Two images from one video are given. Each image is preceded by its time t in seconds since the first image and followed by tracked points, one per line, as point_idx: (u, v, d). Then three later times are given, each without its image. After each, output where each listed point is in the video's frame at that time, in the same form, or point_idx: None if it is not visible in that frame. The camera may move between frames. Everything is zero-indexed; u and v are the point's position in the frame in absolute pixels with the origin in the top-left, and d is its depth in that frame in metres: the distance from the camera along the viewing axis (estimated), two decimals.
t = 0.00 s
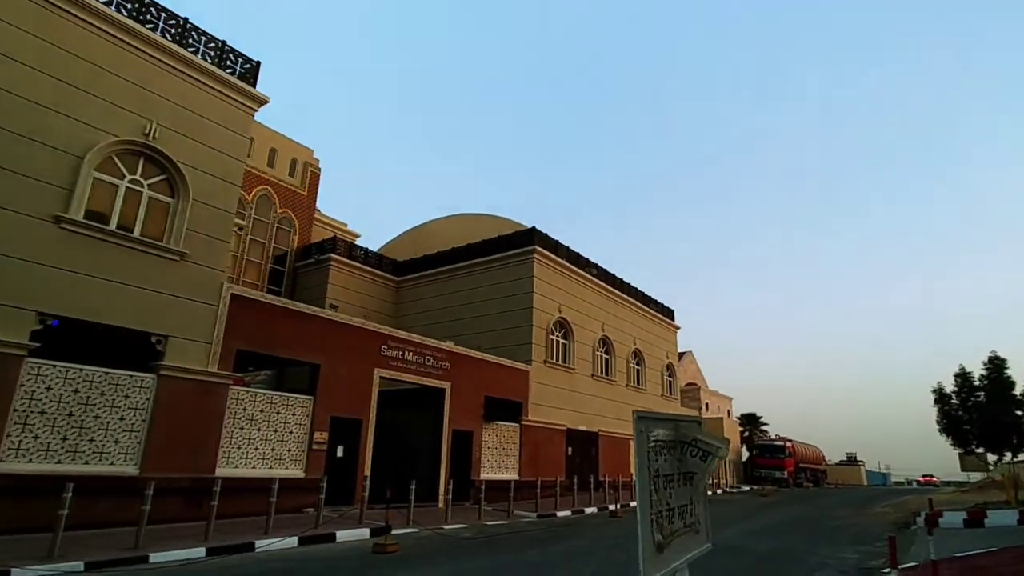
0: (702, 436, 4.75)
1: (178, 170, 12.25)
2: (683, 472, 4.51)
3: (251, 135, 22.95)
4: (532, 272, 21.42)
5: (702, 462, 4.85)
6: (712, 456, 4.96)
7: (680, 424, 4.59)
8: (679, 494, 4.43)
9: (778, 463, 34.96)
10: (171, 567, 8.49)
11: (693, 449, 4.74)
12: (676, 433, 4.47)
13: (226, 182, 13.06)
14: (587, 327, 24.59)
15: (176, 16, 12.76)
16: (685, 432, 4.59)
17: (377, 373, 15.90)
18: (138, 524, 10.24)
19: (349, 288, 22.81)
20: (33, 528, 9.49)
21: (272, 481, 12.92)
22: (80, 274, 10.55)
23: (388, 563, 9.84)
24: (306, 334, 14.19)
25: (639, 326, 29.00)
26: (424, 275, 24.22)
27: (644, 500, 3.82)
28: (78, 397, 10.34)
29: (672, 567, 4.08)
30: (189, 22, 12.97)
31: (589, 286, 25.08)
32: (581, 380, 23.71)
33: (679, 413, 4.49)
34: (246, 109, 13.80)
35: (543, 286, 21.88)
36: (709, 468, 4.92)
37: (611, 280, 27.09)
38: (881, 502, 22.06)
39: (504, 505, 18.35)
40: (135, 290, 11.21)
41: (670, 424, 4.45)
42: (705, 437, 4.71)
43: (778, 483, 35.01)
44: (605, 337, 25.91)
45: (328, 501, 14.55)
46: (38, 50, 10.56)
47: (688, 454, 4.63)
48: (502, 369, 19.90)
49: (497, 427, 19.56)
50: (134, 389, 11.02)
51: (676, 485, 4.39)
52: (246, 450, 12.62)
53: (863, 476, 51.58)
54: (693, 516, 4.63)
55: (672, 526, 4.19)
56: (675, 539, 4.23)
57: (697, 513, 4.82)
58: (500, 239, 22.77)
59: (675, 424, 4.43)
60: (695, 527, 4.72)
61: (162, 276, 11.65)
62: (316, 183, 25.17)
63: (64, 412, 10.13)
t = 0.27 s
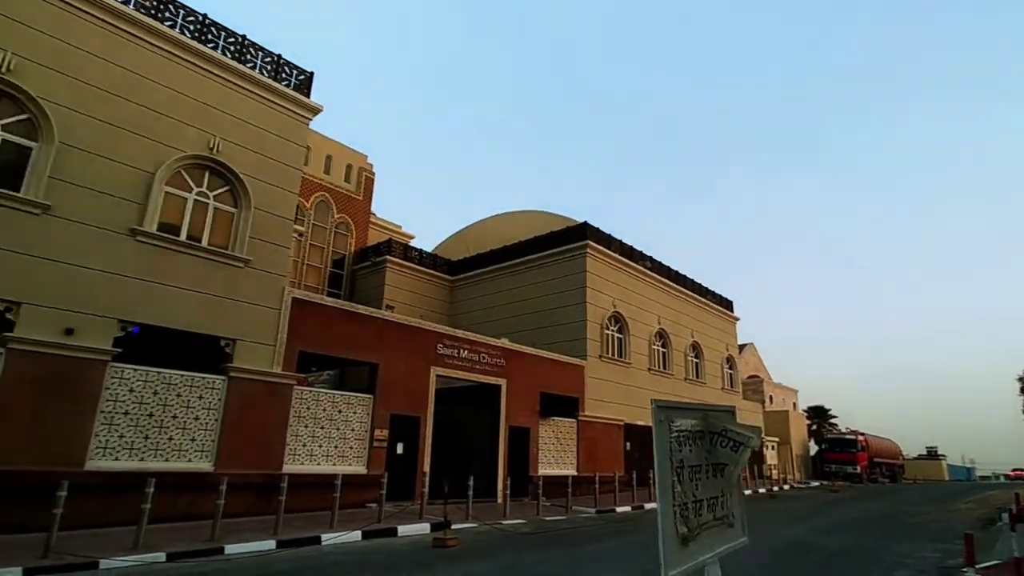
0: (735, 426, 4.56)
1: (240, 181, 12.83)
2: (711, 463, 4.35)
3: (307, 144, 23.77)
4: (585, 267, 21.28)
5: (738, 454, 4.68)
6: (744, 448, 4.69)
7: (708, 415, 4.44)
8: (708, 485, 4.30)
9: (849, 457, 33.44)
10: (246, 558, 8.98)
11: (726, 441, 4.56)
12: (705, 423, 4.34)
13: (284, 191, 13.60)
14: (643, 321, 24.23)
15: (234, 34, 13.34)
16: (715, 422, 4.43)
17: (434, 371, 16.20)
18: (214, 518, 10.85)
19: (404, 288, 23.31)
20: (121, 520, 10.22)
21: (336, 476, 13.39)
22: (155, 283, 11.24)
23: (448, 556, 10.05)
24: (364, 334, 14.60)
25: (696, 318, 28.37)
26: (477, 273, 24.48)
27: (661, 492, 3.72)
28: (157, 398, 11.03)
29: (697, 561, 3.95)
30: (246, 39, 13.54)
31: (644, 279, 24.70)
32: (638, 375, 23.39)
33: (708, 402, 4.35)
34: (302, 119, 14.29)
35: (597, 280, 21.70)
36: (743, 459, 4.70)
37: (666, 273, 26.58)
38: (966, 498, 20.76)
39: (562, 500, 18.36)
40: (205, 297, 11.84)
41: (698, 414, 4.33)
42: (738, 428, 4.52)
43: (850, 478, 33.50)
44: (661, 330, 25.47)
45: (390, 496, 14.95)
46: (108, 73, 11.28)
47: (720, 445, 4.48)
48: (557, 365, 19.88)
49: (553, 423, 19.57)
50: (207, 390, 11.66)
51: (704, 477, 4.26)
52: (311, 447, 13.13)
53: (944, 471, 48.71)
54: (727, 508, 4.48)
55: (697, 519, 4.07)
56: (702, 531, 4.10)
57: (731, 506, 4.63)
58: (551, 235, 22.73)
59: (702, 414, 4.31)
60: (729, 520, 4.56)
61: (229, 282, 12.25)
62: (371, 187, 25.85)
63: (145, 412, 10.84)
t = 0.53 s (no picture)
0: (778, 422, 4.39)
1: (292, 189, 13.28)
2: (752, 460, 4.22)
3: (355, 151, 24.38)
4: (633, 261, 21.01)
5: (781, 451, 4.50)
6: (787, 443, 4.40)
7: (749, 410, 4.30)
8: (749, 482, 4.17)
9: (921, 452, 31.78)
10: (306, 553, 9.31)
11: (768, 437, 4.40)
12: (745, 419, 4.21)
13: (333, 197, 13.99)
14: (695, 314, 23.74)
15: (282, 47, 13.81)
16: (756, 418, 4.29)
17: (484, 370, 16.34)
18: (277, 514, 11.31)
19: (453, 288, 23.58)
20: (192, 516, 10.78)
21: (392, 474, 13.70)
22: (216, 290, 11.76)
23: (502, 552, 10.13)
24: (414, 334, 14.85)
25: (750, 311, 27.56)
26: (524, 271, 24.53)
27: (696, 491, 3.65)
28: (221, 399, 11.55)
29: (740, 561, 3.86)
30: (294, 52, 13.99)
31: (694, 272, 24.19)
32: (691, 369, 22.94)
33: (747, 397, 4.21)
34: (348, 126, 14.65)
35: (646, 274, 21.39)
36: (788, 455, 4.52)
37: (718, 265, 25.95)
38: None
39: (616, 497, 18.21)
40: (262, 301, 12.31)
41: (737, 409, 4.20)
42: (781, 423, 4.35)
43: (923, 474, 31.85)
44: (713, 324, 24.89)
45: (444, 493, 15.18)
46: (165, 92, 11.86)
47: (761, 441, 4.33)
48: (607, 361, 19.71)
49: (605, 419, 19.42)
50: (267, 391, 12.13)
51: (745, 474, 4.13)
52: (367, 446, 13.48)
53: None
54: (770, 506, 4.34)
55: (738, 517, 3.96)
56: (744, 530, 3.99)
57: (776, 503, 4.46)
58: (598, 230, 22.56)
59: (742, 410, 4.18)
60: (774, 519, 4.40)
61: (284, 287, 12.70)
62: (417, 190, 26.29)
63: (211, 413, 11.37)
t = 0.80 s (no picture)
0: (834, 417, 4.24)
1: (338, 196, 13.63)
2: (807, 457, 4.09)
3: (398, 156, 24.81)
4: (680, 256, 20.63)
5: (838, 447, 4.35)
6: (844, 439, 4.30)
7: (802, 406, 4.17)
8: (806, 481, 4.04)
9: (995, 448, 30.03)
10: (362, 551, 9.55)
11: (823, 432, 4.26)
12: (798, 415, 4.09)
13: (378, 203, 14.28)
14: (745, 308, 23.13)
15: (325, 59, 14.17)
16: (809, 413, 4.15)
17: (530, 369, 16.36)
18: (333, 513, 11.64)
19: (498, 289, 23.68)
20: (254, 515, 11.22)
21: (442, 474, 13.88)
22: (270, 297, 12.19)
23: (553, 551, 10.13)
24: (461, 335, 15.00)
25: (804, 303, 26.66)
26: (569, 269, 24.43)
27: (748, 491, 3.56)
28: (278, 402, 11.96)
29: (797, 561, 3.74)
30: (337, 63, 14.32)
31: (743, 265, 23.57)
32: (742, 365, 22.36)
33: (800, 392, 4.09)
34: (390, 132, 14.91)
35: (693, 269, 20.98)
36: (845, 452, 4.37)
37: (768, 257, 25.22)
38: None
39: (668, 496, 17.93)
40: (313, 307, 12.69)
41: (789, 405, 4.08)
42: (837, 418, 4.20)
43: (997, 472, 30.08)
44: (765, 317, 24.19)
45: (494, 492, 15.29)
46: (217, 108, 12.37)
47: (817, 437, 4.19)
48: (655, 358, 19.43)
49: (655, 417, 19.15)
50: (321, 393, 12.50)
51: (800, 472, 4.01)
52: (417, 446, 13.71)
53: None
54: (828, 505, 4.20)
55: (794, 517, 3.85)
56: (801, 530, 3.87)
57: (835, 503, 4.31)
58: (642, 226, 22.27)
59: (795, 405, 4.06)
60: (834, 519, 4.25)
61: (333, 292, 13.05)
62: (459, 192, 26.56)
63: (269, 415, 11.80)
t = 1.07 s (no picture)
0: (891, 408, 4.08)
1: (378, 200, 13.86)
2: (864, 452, 3.95)
3: (435, 158, 25.06)
4: (722, 248, 20.20)
5: (897, 439, 4.17)
6: (903, 430, 4.14)
7: (856, 397, 4.02)
8: (863, 475, 3.90)
9: None
10: (409, 548, 9.69)
11: (879, 424, 4.10)
12: (853, 408, 3.95)
13: (418, 205, 14.45)
14: (792, 300, 22.48)
15: (362, 65, 14.42)
16: (865, 405, 4.01)
17: (572, 366, 16.29)
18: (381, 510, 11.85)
19: (538, 286, 23.64)
20: (305, 512, 11.53)
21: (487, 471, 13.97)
22: (316, 300, 12.49)
23: (599, 549, 10.05)
24: (502, 334, 15.05)
25: (855, 293, 25.72)
26: (609, 265, 24.22)
27: (802, 486, 3.47)
28: (326, 402, 12.25)
29: (856, 559, 3.62)
30: (374, 69, 14.56)
31: (790, 255, 22.91)
32: (791, 358, 21.74)
33: (856, 383, 3.94)
34: (427, 135, 15.06)
35: (736, 261, 20.51)
36: (905, 445, 4.19)
37: (815, 246, 24.42)
38: None
39: (716, 493, 17.59)
40: (357, 309, 12.94)
41: (844, 396, 3.94)
42: (895, 410, 4.04)
43: None
44: (814, 309, 23.45)
45: (539, 489, 15.30)
46: (261, 119, 12.75)
47: (874, 430, 4.04)
48: (699, 353, 19.08)
49: (701, 413, 18.81)
50: (366, 394, 12.73)
51: (856, 466, 3.87)
52: (461, 444, 13.83)
53: None
54: (889, 500, 4.04)
55: (851, 513, 3.72)
56: (859, 526, 3.74)
57: (895, 498, 4.14)
58: (683, 219, 21.89)
59: (849, 397, 3.92)
60: (894, 515, 4.08)
61: (375, 294, 13.27)
62: (497, 192, 26.63)
63: (317, 416, 12.10)
